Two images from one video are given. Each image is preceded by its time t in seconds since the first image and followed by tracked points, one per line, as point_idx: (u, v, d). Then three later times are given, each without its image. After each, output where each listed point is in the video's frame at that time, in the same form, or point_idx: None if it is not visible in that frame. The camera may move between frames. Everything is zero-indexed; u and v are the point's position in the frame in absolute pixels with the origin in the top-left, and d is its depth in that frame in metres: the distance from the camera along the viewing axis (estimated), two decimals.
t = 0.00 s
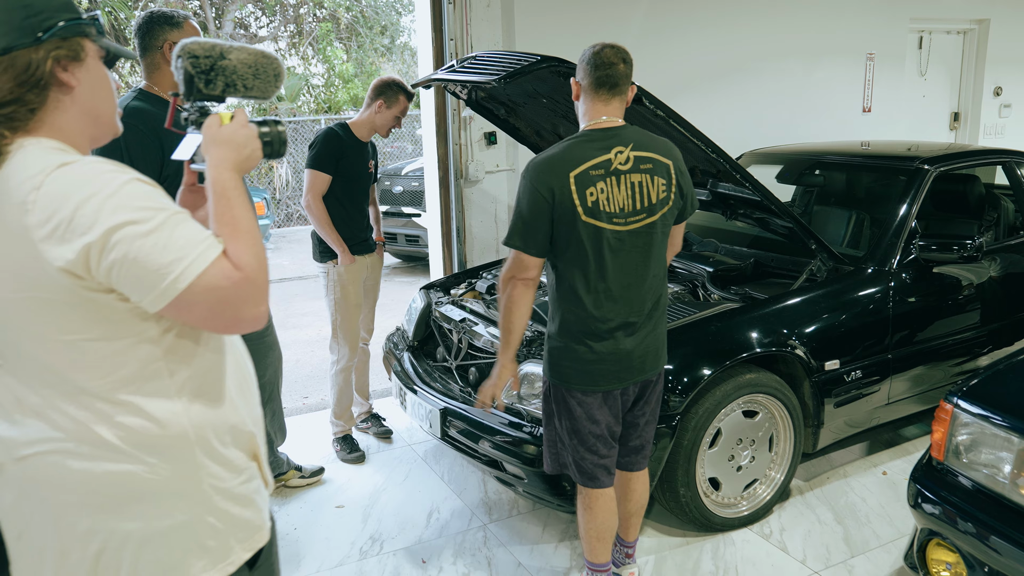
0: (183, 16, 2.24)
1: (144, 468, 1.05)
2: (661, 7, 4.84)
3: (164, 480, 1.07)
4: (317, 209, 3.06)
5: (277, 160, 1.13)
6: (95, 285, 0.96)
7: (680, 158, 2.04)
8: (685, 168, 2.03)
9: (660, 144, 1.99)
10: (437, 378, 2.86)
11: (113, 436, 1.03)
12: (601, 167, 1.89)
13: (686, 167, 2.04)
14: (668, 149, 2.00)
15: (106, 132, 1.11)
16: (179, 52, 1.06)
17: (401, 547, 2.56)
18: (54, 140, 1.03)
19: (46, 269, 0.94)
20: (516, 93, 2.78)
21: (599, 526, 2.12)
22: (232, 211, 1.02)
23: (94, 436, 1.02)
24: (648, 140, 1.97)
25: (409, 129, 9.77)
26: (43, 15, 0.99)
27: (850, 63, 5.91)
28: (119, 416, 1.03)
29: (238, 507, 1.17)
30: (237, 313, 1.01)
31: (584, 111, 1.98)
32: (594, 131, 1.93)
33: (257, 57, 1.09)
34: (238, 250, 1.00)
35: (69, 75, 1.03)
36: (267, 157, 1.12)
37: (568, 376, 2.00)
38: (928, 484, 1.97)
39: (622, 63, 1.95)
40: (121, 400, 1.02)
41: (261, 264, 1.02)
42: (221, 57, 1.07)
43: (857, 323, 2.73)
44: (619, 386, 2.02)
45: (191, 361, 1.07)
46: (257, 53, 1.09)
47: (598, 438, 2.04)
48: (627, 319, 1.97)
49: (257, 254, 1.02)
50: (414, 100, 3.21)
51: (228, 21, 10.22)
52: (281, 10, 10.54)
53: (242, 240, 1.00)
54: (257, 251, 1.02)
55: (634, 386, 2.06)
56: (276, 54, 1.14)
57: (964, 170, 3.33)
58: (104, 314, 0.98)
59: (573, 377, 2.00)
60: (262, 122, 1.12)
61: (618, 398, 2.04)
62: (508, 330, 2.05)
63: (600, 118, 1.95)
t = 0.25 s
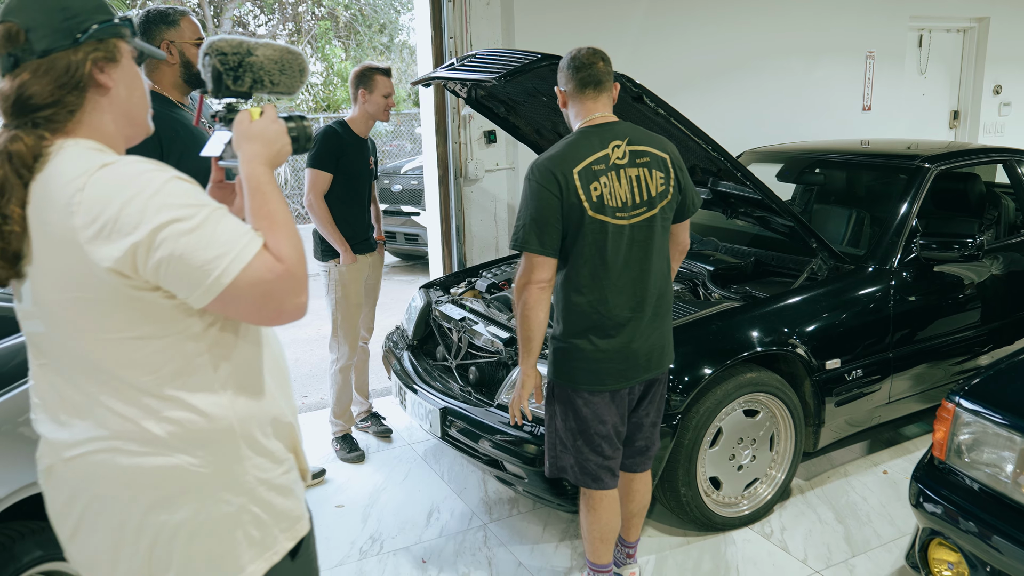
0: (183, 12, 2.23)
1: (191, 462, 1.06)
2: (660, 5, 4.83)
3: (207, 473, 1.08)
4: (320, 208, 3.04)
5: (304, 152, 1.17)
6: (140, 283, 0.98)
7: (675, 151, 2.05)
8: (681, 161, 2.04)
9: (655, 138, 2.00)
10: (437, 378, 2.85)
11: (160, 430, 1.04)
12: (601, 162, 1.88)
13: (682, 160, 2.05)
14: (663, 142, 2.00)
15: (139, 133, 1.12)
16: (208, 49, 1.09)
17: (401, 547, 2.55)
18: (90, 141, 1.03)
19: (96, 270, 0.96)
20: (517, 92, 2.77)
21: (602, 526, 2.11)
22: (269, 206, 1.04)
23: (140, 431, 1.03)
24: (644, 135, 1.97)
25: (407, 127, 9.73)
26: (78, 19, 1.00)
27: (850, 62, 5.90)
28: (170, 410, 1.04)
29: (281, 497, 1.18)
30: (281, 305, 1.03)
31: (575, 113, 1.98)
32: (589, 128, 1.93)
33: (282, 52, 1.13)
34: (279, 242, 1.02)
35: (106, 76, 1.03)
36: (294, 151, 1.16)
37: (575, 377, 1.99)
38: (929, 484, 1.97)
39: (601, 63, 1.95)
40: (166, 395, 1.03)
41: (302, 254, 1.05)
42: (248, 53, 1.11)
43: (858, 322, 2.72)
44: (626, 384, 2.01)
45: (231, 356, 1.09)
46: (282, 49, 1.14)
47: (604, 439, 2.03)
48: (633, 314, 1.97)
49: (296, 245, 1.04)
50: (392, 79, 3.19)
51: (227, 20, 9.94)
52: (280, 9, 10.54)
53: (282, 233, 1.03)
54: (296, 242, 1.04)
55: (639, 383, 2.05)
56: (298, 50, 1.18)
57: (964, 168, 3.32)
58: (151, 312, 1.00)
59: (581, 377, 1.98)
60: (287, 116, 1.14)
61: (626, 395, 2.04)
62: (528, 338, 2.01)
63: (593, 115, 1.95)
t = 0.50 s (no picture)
0: (182, 10, 2.22)
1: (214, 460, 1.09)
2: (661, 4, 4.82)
3: (228, 470, 1.11)
4: (321, 209, 3.04)
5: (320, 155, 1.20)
6: (177, 277, 1.01)
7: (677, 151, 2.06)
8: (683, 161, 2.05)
9: (659, 139, 2.00)
10: (437, 377, 2.84)
11: (182, 430, 1.07)
12: (609, 162, 1.88)
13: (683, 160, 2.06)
14: (667, 142, 2.00)
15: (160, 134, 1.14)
16: (229, 52, 1.10)
17: (401, 547, 2.54)
18: (121, 142, 1.05)
19: (135, 266, 0.99)
20: (517, 91, 2.77)
21: (604, 525, 2.11)
22: (293, 201, 1.08)
23: (168, 432, 1.06)
24: (648, 135, 1.97)
25: (407, 126, 9.69)
26: (115, 21, 1.02)
27: (850, 61, 5.90)
28: (198, 410, 1.07)
29: (302, 496, 1.21)
30: (310, 298, 1.06)
31: (580, 108, 1.97)
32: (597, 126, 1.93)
33: (300, 56, 1.16)
34: (307, 238, 1.06)
35: (138, 78, 1.06)
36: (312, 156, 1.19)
37: (581, 377, 1.98)
38: (930, 484, 1.97)
39: (611, 61, 1.96)
40: (194, 387, 1.06)
41: (328, 248, 1.09)
42: (268, 57, 1.13)
43: (858, 322, 2.72)
44: (630, 383, 2.01)
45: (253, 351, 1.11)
46: (298, 53, 1.16)
47: (610, 437, 2.02)
48: (639, 314, 1.97)
49: (322, 240, 1.09)
50: (386, 78, 3.15)
51: (226, 19, 9.43)
52: (279, 7, 10.18)
53: (309, 229, 1.07)
54: (322, 237, 1.08)
55: (643, 382, 2.05)
56: (309, 56, 1.21)
57: (965, 168, 3.32)
58: (186, 305, 1.02)
59: (589, 376, 1.98)
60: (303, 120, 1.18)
61: (631, 394, 2.03)
62: (516, 330, 2.05)
63: (600, 114, 1.95)
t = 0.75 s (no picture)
0: (183, 8, 2.20)
1: (218, 442, 1.11)
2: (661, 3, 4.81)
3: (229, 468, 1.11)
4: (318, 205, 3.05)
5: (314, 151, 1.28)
6: (192, 275, 1.03)
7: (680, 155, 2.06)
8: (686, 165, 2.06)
9: (665, 141, 2.00)
10: (437, 377, 2.84)
11: (183, 414, 1.09)
12: (617, 162, 1.88)
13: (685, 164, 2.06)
14: (672, 145, 2.01)
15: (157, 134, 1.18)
16: (231, 51, 1.17)
17: (401, 546, 2.54)
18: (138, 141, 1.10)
19: (152, 265, 1.00)
20: (517, 90, 2.76)
21: (603, 523, 2.11)
22: (304, 198, 1.12)
23: (169, 416, 1.08)
24: (654, 137, 1.97)
25: (406, 125, 9.68)
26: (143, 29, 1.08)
27: (850, 60, 5.89)
28: (199, 392, 1.09)
29: (296, 484, 1.21)
30: (318, 296, 1.10)
31: (590, 104, 1.96)
32: (607, 125, 1.92)
33: (289, 56, 1.24)
34: (318, 237, 1.10)
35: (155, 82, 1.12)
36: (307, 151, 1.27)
37: (579, 374, 1.98)
38: (931, 484, 1.97)
39: (624, 60, 1.97)
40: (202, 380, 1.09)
41: (336, 248, 1.13)
42: (264, 56, 1.20)
43: (859, 322, 2.72)
44: (629, 382, 2.01)
45: (257, 346, 1.15)
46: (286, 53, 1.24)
47: (607, 435, 2.02)
48: (639, 314, 1.98)
49: (331, 240, 1.12)
50: (384, 74, 3.14)
51: (225, 17, 9.74)
52: (279, 5, 10.22)
53: (319, 228, 1.11)
54: (331, 236, 1.12)
55: (640, 381, 2.05)
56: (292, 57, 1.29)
57: (965, 168, 3.31)
58: (197, 302, 1.05)
59: (587, 374, 1.97)
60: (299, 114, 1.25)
61: (629, 393, 2.03)
62: (521, 324, 2.04)
63: (608, 112, 1.95)
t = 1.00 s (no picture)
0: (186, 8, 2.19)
1: (220, 430, 1.12)
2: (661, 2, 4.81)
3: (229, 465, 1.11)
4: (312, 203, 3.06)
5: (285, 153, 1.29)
6: (205, 270, 1.05)
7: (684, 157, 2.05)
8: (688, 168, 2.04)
9: (667, 143, 1.99)
10: (437, 377, 2.83)
11: (188, 403, 1.10)
12: (615, 163, 1.87)
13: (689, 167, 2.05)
14: (675, 148, 1.99)
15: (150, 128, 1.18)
16: (228, 40, 1.18)
17: (402, 547, 2.54)
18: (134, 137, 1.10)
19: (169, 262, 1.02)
20: (516, 89, 2.76)
21: (603, 522, 2.10)
22: (304, 192, 1.15)
23: (172, 405, 1.10)
24: (656, 139, 1.96)
25: (405, 125, 9.66)
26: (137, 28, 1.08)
27: (849, 59, 5.89)
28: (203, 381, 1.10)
29: (291, 472, 1.23)
30: (319, 287, 1.14)
31: (592, 103, 1.96)
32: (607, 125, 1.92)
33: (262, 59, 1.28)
34: (320, 230, 1.14)
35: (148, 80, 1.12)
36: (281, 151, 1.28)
37: (574, 372, 1.98)
38: (933, 482, 1.96)
39: (630, 59, 1.96)
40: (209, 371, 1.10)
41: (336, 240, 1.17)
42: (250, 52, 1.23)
43: (860, 321, 2.71)
44: (624, 382, 2.00)
45: (260, 336, 1.19)
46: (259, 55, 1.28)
47: (604, 434, 2.02)
48: (635, 315, 1.97)
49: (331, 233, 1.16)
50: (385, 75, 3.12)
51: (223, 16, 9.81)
52: (277, 6, 10.20)
53: (320, 221, 1.15)
54: (331, 229, 1.16)
55: (637, 381, 2.05)
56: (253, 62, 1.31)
57: (966, 166, 3.31)
58: (207, 296, 1.07)
59: (582, 373, 1.97)
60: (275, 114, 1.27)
61: (625, 392, 2.03)
62: (525, 328, 2.02)
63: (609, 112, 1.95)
